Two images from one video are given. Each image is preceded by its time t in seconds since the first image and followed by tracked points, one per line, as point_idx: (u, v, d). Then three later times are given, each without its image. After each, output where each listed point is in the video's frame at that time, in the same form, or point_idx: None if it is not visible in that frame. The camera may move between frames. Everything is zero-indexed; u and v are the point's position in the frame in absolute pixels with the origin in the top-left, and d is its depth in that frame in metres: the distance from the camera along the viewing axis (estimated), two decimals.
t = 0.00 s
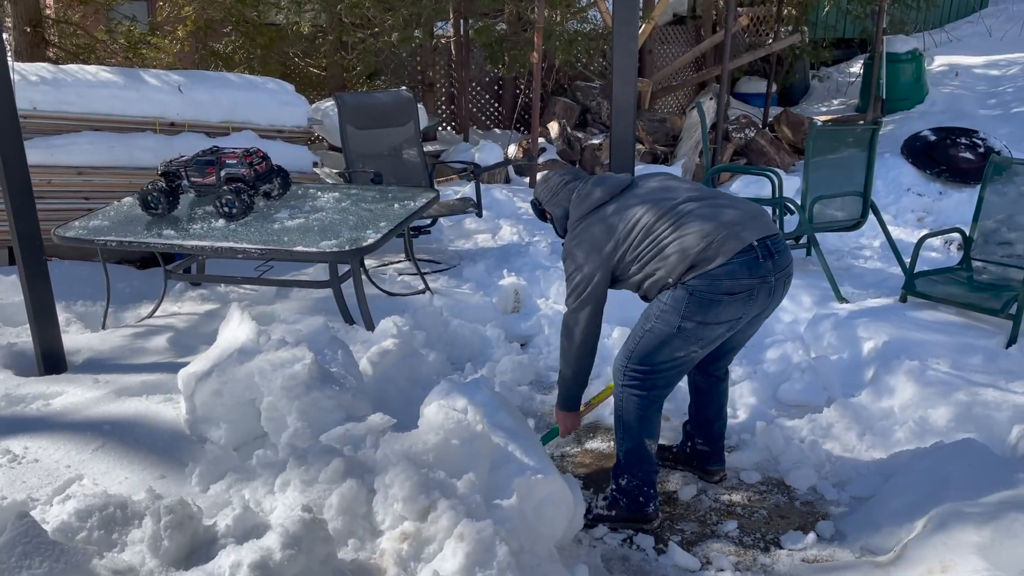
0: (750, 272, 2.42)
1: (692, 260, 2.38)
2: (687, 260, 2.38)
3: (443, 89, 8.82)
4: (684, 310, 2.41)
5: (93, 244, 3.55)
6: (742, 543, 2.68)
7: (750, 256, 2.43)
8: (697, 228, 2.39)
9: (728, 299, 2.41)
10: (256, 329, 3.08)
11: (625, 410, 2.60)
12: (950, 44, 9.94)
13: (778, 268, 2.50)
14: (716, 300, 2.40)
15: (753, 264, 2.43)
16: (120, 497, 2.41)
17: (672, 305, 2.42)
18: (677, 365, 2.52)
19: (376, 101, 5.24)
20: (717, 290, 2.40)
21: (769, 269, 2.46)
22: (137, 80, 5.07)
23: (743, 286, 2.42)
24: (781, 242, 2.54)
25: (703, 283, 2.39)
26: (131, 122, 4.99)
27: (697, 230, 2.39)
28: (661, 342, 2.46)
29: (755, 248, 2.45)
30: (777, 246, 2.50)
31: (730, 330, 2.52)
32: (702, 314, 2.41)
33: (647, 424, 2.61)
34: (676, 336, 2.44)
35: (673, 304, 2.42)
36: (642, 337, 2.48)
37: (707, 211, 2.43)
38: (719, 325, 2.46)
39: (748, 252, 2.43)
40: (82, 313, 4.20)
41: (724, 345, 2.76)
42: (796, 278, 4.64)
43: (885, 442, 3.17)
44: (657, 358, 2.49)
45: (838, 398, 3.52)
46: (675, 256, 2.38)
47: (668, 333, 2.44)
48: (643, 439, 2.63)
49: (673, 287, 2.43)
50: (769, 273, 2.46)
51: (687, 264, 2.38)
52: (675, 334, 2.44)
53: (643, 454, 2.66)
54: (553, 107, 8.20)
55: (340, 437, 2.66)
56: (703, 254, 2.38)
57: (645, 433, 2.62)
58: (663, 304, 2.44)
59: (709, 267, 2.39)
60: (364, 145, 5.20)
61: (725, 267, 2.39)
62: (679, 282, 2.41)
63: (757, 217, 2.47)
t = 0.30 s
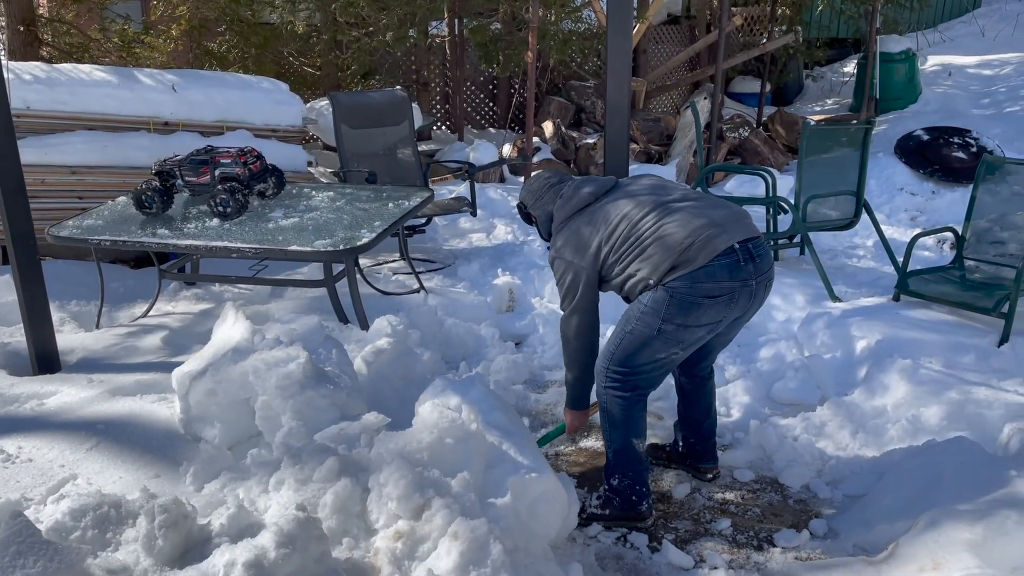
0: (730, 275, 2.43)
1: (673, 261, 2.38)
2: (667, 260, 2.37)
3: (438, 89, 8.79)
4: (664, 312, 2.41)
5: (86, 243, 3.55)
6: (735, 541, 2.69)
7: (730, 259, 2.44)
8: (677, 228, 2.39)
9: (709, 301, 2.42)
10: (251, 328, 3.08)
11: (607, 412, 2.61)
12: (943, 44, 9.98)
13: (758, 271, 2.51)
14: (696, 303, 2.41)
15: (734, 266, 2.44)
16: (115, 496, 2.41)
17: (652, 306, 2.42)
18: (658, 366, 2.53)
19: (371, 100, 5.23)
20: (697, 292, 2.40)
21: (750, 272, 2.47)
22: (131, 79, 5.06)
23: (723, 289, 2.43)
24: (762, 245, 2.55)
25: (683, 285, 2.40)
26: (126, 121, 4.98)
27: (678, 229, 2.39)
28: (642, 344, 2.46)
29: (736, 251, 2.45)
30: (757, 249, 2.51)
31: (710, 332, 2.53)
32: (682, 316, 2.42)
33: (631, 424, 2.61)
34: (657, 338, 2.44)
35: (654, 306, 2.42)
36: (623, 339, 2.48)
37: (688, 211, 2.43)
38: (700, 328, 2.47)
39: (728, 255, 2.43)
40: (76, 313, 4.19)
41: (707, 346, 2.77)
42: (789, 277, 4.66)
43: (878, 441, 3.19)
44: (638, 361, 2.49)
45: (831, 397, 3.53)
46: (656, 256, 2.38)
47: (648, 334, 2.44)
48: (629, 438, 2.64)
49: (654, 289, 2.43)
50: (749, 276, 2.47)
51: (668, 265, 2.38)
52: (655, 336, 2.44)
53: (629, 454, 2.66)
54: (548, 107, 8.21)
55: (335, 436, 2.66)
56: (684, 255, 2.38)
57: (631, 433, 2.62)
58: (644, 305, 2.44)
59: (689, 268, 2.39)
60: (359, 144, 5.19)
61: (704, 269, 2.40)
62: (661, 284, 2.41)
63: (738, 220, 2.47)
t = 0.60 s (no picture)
0: (717, 287, 2.44)
1: (663, 267, 2.38)
2: (657, 267, 2.37)
3: (436, 92, 8.79)
4: (649, 321, 2.43)
5: (84, 246, 3.54)
6: (734, 543, 2.70)
7: (718, 272, 2.44)
8: (672, 233, 2.37)
9: (693, 312, 2.44)
10: (249, 331, 3.08)
11: (595, 416, 2.64)
12: (939, 48, 10.02)
13: (745, 283, 2.52)
14: (681, 312, 2.42)
15: (722, 278, 2.45)
16: (113, 499, 2.41)
17: (638, 314, 2.44)
18: (643, 373, 2.56)
19: (369, 103, 5.25)
20: (682, 303, 2.42)
21: (737, 284, 2.48)
22: (129, 82, 5.06)
23: (709, 301, 2.44)
24: (751, 257, 2.55)
25: (669, 294, 2.41)
26: (124, 124, 4.98)
27: (672, 235, 2.37)
28: (627, 351, 2.48)
29: (725, 263, 2.45)
30: (746, 261, 2.51)
31: (694, 340, 2.55)
32: (666, 325, 2.43)
33: (622, 430, 2.63)
34: (641, 346, 2.47)
35: (639, 314, 2.43)
36: (609, 346, 2.51)
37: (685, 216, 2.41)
38: (684, 336, 2.49)
39: (717, 267, 2.44)
40: (73, 316, 4.19)
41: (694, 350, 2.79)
42: (787, 279, 4.66)
43: (875, 443, 3.20)
44: (623, 367, 2.52)
45: (829, 399, 3.54)
46: (647, 259, 2.37)
47: (633, 342, 2.46)
48: (622, 443, 2.64)
49: (640, 295, 2.44)
50: (736, 288, 2.48)
51: (657, 272, 2.38)
52: (640, 344, 2.46)
53: (620, 458, 2.67)
54: (546, 110, 8.21)
55: (333, 439, 2.66)
56: (675, 263, 2.38)
57: (624, 437, 2.63)
58: (629, 312, 2.45)
59: (677, 277, 2.40)
60: (356, 147, 5.19)
61: (691, 280, 2.41)
62: (648, 288, 2.42)
63: (732, 231, 2.47)
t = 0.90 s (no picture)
0: (704, 273, 2.45)
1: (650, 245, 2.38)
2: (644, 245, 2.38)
3: (436, 97, 8.80)
4: (641, 310, 2.45)
5: (84, 251, 3.55)
6: (735, 550, 2.69)
7: (707, 257, 2.45)
8: (669, 213, 2.36)
9: (682, 298, 2.45)
10: (249, 336, 3.08)
11: (599, 416, 2.65)
12: (938, 54, 10.05)
13: (731, 267, 2.54)
14: (669, 300, 2.44)
15: (709, 265, 2.46)
16: (112, 504, 2.40)
17: (628, 305, 2.46)
18: (644, 368, 2.58)
19: (369, 108, 5.26)
20: (670, 290, 2.43)
21: (723, 269, 2.50)
22: (129, 87, 5.05)
23: (698, 287, 2.46)
24: (738, 245, 2.57)
25: (656, 281, 2.42)
26: (124, 129, 4.98)
27: (669, 217, 2.36)
28: (622, 345, 2.51)
29: (713, 250, 2.47)
30: (733, 247, 2.53)
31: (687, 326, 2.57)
32: (657, 314, 2.45)
33: (628, 433, 2.64)
34: (635, 338, 2.49)
35: (631, 304, 2.46)
36: (606, 342, 2.53)
37: (687, 199, 2.39)
38: (675, 324, 2.51)
39: (705, 253, 2.45)
40: (73, 320, 4.19)
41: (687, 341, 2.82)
42: (786, 285, 4.67)
43: (875, 449, 3.19)
44: (622, 364, 2.54)
45: (829, 405, 3.54)
46: (636, 231, 2.37)
47: (627, 335, 2.49)
48: (627, 447, 2.65)
49: (628, 282, 2.46)
50: (722, 273, 2.49)
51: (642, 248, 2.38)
52: (634, 336, 2.49)
53: (627, 462, 2.68)
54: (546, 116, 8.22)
55: (333, 444, 2.65)
56: (664, 244, 2.38)
57: (629, 440, 2.64)
58: (620, 306, 2.48)
59: (665, 261, 2.40)
60: (356, 152, 5.20)
61: (679, 265, 2.42)
62: (631, 259, 2.43)
63: (725, 222, 2.48)
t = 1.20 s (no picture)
0: (708, 283, 2.47)
1: (656, 254, 2.40)
2: (650, 253, 2.40)
3: (436, 106, 8.83)
4: (645, 319, 2.46)
5: (86, 260, 3.54)
6: (737, 561, 2.69)
7: (711, 267, 2.47)
8: (677, 225, 2.38)
9: (686, 307, 2.47)
10: (251, 346, 3.08)
11: (604, 427, 2.67)
12: (938, 63, 10.08)
13: (735, 276, 2.56)
14: (674, 310, 2.46)
15: (713, 275, 2.48)
16: (114, 515, 2.40)
17: (633, 314, 2.48)
18: (649, 379, 2.59)
19: (371, 117, 5.26)
20: (675, 299, 2.45)
21: (726, 279, 2.52)
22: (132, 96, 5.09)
23: (702, 296, 2.48)
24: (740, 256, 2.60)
25: (662, 291, 2.45)
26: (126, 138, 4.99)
27: (678, 229, 2.38)
28: (628, 355, 2.52)
29: (718, 262, 2.49)
30: (736, 259, 2.56)
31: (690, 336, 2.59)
32: (661, 324, 2.47)
33: (633, 443, 2.66)
34: (641, 348, 2.50)
35: (636, 313, 2.47)
36: (610, 353, 2.54)
37: (697, 212, 2.41)
38: (679, 334, 2.53)
39: (710, 264, 2.47)
40: (74, 329, 4.19)
41: (690, 352, 2.82)
42: (787, 294, 4.67)
43: (877, 459, 3.19)
44: (628, 375, 2.55)
45: (831, 415, 3.54)
46: (645, 239, 2.39)
47: (632, 345, 2.50)
48: (632, 458, 2.67)
49: (633, 292, 2.49)
50: (726, 283, 2.52)
51: (648, 255, 2.41)
52: (640, 346, 2.50)
53: (633, 473, 2.69)
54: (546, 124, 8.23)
55: (335, 454, 2.64)
56: (670, 254, 2.40)
57: (635, 452, 2.66)
58: (625, 316, 2.50)
59: (669, 270, 2.43)
60: (357, 161, 5.20)
61: (683, 274, 2.44)
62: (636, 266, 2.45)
63: (730, 234, 2.50)
